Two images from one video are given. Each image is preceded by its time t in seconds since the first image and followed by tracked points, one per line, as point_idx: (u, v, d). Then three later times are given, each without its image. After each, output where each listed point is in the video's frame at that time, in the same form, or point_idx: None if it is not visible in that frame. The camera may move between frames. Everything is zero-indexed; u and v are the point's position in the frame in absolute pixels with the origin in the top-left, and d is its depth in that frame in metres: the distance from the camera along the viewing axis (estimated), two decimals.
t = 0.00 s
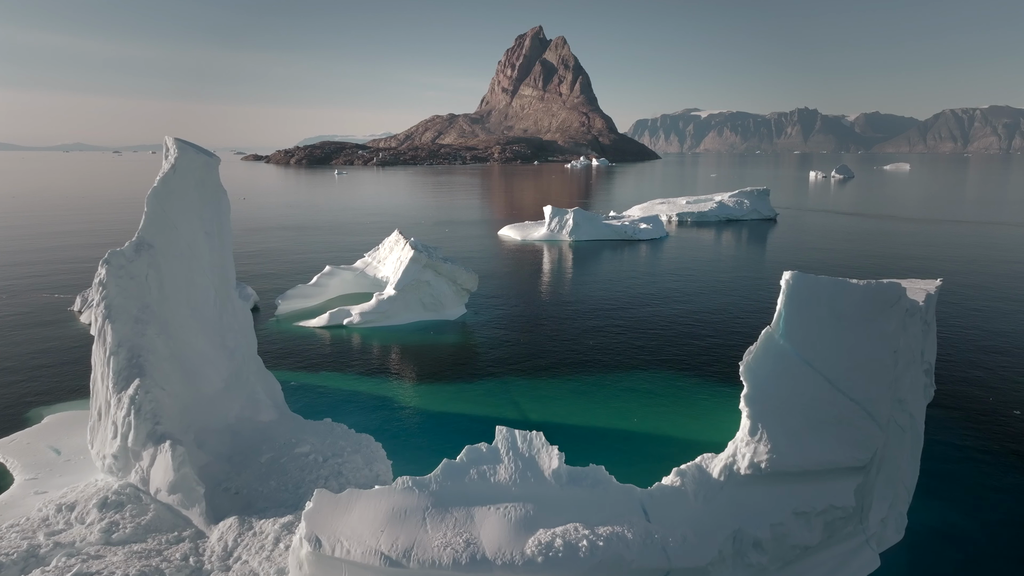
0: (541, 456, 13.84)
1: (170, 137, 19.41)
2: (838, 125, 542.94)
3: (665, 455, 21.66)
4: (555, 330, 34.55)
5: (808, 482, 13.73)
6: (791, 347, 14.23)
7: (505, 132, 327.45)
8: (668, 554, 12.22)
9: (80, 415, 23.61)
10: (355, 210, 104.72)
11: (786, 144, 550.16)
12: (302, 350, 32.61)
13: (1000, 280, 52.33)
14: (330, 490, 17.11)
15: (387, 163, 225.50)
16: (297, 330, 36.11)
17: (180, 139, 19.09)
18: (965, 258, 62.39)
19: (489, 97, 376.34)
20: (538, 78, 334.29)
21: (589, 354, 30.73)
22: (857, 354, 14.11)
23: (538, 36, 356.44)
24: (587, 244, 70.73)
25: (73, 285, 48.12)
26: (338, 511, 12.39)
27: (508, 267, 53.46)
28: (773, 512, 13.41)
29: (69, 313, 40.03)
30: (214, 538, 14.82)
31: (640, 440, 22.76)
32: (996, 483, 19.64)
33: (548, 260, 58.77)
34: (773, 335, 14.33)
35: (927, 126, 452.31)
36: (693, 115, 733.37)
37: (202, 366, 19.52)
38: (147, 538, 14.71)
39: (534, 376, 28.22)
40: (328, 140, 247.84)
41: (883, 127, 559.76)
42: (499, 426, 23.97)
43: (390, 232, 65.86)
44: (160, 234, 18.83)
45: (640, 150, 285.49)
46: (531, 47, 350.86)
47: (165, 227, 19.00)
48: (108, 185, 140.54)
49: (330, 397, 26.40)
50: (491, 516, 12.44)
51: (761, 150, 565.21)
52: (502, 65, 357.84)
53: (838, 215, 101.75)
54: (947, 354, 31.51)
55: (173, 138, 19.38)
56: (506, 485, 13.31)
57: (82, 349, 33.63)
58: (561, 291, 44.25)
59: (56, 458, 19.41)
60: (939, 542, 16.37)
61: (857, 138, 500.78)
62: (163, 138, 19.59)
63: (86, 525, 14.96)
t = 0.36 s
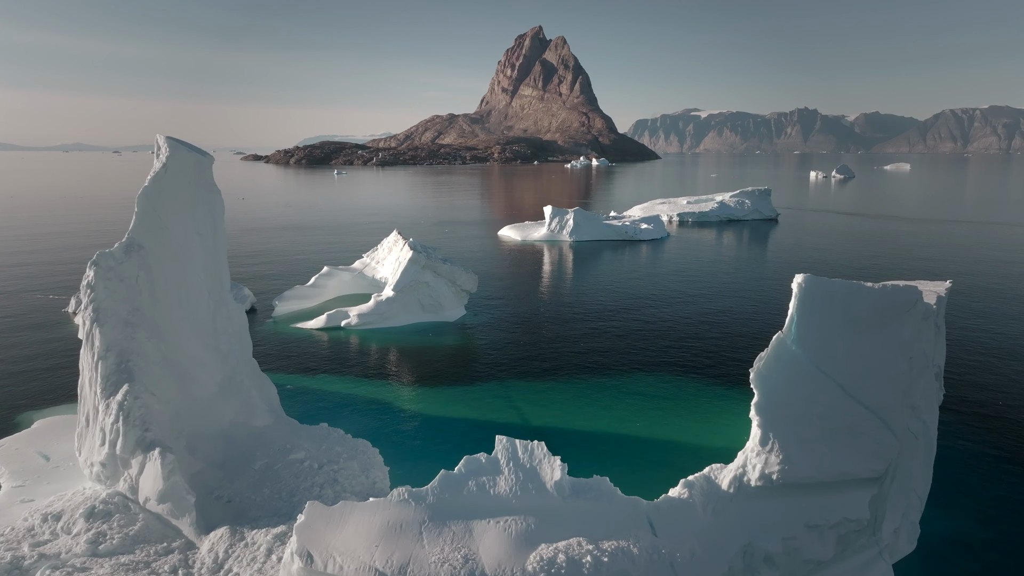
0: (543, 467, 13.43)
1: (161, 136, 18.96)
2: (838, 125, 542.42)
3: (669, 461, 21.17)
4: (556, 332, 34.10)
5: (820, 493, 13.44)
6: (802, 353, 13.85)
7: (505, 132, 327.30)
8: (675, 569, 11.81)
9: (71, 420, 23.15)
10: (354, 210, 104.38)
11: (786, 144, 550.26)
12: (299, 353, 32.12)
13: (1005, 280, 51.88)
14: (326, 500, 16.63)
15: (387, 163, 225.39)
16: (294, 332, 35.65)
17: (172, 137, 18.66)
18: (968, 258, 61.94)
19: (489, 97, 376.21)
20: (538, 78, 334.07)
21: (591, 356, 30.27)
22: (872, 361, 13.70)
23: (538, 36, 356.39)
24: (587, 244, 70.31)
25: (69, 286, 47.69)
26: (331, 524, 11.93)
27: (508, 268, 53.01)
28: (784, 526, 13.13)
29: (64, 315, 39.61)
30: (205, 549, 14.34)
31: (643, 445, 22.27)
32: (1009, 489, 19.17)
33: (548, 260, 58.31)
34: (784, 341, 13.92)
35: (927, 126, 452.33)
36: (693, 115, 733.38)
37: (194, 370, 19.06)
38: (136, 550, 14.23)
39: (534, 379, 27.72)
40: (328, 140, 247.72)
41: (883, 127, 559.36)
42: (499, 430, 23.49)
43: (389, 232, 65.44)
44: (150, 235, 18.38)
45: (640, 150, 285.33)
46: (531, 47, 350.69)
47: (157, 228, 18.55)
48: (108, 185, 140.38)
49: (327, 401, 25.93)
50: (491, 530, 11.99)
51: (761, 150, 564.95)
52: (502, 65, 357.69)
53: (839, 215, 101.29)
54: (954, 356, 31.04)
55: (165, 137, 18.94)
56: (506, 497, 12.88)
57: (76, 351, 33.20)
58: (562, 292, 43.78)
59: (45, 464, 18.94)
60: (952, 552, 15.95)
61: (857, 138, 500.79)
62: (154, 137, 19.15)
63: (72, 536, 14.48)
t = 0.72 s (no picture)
0: (545, 478, 12.99)
1: (153, 134, 18.54)
2: (838, 125, 541.84)
3: (674, 467, 20.68)
4: (557, 334, 33.67)
5: (833, 505, 13.12)
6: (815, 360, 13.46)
7: (505, 131, 327.10)
8: None
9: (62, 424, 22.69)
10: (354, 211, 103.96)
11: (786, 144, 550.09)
12: (297, 355, 31.67)
13: (1008, 281, 51.47)
14: (322, 510, 16.20)
15: (387, 163, 225.06)
16: (291, 334, 35.17)
17: (164, 136, 18.25)
18: (972, 258, 61.51)
19: (489, 97, 375.83)
20: (538, 78, 333.69)
21: (593, 358, 29.82)
22: (888, 368, 13.30)
23: (538, 36, 356.15)
24: (588, 245, 69.85)
25: (65, 287, 47.21)
26: (323, 538, 11.51)
27: (508, 269, 52.56)
28: (797, 539, 12.84)
29: (59, 317, 39.15)
30: (195, 560, 13.88)
31: (647, 450, 21.79)
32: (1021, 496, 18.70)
33: (549, 261, 57.85)
34: (797, 347, 13.55)
35: (927, 126, 452.18)
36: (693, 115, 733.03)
37: (186, 374, 18.65)
38: (124, 561, 13.78)
39: (535, 382, 27.24)
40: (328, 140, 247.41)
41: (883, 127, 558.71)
42: (500, 434, 23.02)
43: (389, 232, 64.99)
44: (141, 235, 17.95)
45: (640, 150, 284.97)
46: (531, 47, 350.27)
47: (148, 228, 18.13)
48: (107, 185, 140.06)
49: (324, 405, 25.47)
50: (490, 545, 11.64)
51: (761, 150, 564.39)
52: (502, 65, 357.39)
53: (841, 216, 100.78)
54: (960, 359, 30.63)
55: (157, 135, 18.51)
56: (506, 511, 12.49)
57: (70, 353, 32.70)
58: (563, 293, 43.31)
59: (33, 471, 18.48)
60: (966, 562, 15.51)
61: (857, 138, 500.58)
62: (146, 135, 18.74)
63: (58, 547, 14.00)
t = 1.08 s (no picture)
0: (547, 492, 12.74)
1: (144, 132, 18.10)
2: (838, 125, 541.24)
3: (679, 475, 20.17)
4: (558, 336, 33.17)
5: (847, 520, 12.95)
6: (829, 367, 13.28)
7: (505, 131, 326.47)
8: None
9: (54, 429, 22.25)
10: (353, 211, 103.47)
11: (786, 144, 549.71)
12: (294, 358, 31.19)
13: (1012, 281, 51.00)
14: (317, 519, 15.73)
15: (387, 163, 224.56)
16: (289, 335, 34.75)
17: (154, 134, 17.81)
18: (975, 259, 61.04)
19: (489, 97, 375.72)
20: (538, 78, 333.25)
21: (594, 361, 29.34)
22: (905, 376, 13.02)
23: (538, 36, 355.87)
24: (588, 245, 69.39)
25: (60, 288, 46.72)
26: (315, 555, 11.11)
27: (508, 269, 52.09)
28: (811, 556, 12.66)
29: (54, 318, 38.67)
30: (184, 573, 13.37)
31: (651, 457, 21.27)
32: None
33: (549, 261, 57.36)
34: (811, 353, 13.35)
35: (927, 126, 451.81)
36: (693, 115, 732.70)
37: (178, 379, 18.20)
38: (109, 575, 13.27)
39: (536, 386, 26.75)
40: (328, 140, 246.85)
41: (883, 127, 557.98)
42: (500, 440, 22.53)
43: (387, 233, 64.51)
44: (132, 236, 17.50)
45: (640, 150, 284.52)
46: (531, 47, 349.88)
47: (138, 229, 17.67)
48: (106, 186, 139.52)
49: (321, 409, 24.96)
50: (490, 561, 11.26)
51: (762, 150, 563.77)
52: (502, 65, 356.97)
53: (842, 216, 100.26)
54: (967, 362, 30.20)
55: (147, 133, 18.06)
56: (507, 525, 12.15)
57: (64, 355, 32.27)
58: (564, 294, 42.84)
59: (21, 478, 18.02)
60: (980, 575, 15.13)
61: (857, 138, 500.20)
62: (136, 134, 18.29)
63: (42, 559, 13.48)
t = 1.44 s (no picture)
0: (548, 507, 12.30)
1: (134, 131, 17.65)
2: (838, 125, 540.79)
3: (684, 484, 19.64)
4: (559, 338, 32.64)
5: (865, 536, 12.64)
6: (844, 376, 13.12)
7: (505, 131, 326.12)
8: None
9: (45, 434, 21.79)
10: (352, 211, 103.02)
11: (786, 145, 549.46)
12: (291, 361, 30.69)
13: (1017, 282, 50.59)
14: (311, 529, 15.24)
15: (387, 163, 224.22)
16: (286, 337, 34.31)
17: (145, 133, 17.37)
18: (978, 259, 60.62)
19: (489, 96, 375.37)
20: (538, 78, 332.90)
21: (596, 365, 28.81)
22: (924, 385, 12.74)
23: (538, 36, 355.45)
24: (589, 245, 68.95)
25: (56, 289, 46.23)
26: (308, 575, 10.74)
27: (508, 270, 51.62)
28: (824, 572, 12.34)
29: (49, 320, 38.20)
30: None
31: (655, 464, 20.73)
32: None
33: (549, 262, 56.85)
34: (826, 361, 13.24)
35: (927, 126, 451.64)
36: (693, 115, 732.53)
37: (170, 384, 17.77)
38: None
39: (537, 390, 26.20)
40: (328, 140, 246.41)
41: (883, 127, 557.49)
42: (500, 446, 21.99)
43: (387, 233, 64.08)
44: (122, 238, 17.04)
45: (640, 150, 284.23)
46: (531, 47, 349.60)
47: (129, 230, 17.23)
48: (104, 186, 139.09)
49: (318, 414, 24.40)
50: None
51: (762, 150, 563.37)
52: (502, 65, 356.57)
53: (844, 216, 99.84)
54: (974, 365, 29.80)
55: (138, 132, 17.62)
56: (507, 543, 11.75)
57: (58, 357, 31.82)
58: (565, 295, 42.40)
59: (8, 486, 17.56)
60: None
61: (857, 138, 500.03)
62: (127, 133, 17.84)
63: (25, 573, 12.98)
